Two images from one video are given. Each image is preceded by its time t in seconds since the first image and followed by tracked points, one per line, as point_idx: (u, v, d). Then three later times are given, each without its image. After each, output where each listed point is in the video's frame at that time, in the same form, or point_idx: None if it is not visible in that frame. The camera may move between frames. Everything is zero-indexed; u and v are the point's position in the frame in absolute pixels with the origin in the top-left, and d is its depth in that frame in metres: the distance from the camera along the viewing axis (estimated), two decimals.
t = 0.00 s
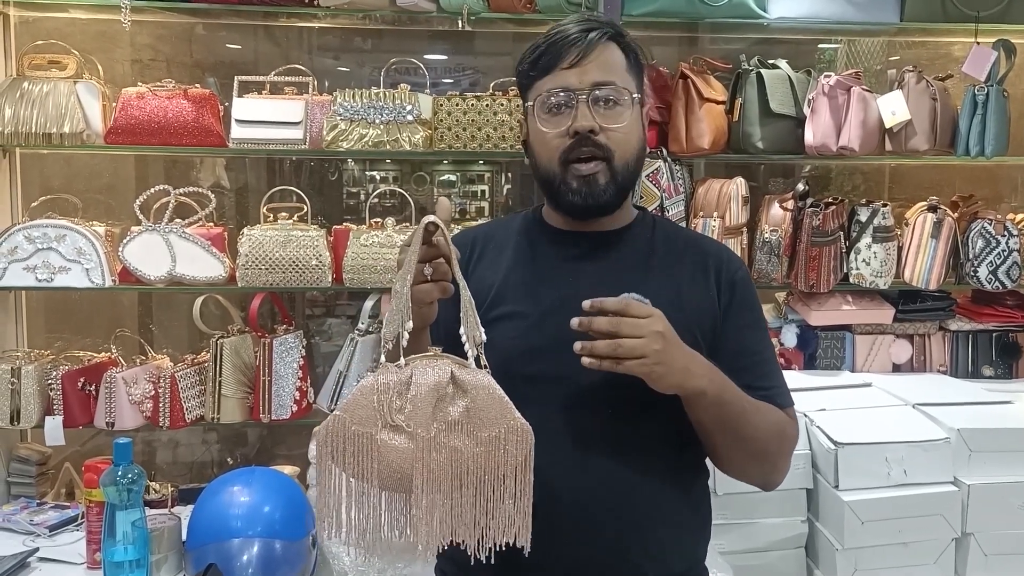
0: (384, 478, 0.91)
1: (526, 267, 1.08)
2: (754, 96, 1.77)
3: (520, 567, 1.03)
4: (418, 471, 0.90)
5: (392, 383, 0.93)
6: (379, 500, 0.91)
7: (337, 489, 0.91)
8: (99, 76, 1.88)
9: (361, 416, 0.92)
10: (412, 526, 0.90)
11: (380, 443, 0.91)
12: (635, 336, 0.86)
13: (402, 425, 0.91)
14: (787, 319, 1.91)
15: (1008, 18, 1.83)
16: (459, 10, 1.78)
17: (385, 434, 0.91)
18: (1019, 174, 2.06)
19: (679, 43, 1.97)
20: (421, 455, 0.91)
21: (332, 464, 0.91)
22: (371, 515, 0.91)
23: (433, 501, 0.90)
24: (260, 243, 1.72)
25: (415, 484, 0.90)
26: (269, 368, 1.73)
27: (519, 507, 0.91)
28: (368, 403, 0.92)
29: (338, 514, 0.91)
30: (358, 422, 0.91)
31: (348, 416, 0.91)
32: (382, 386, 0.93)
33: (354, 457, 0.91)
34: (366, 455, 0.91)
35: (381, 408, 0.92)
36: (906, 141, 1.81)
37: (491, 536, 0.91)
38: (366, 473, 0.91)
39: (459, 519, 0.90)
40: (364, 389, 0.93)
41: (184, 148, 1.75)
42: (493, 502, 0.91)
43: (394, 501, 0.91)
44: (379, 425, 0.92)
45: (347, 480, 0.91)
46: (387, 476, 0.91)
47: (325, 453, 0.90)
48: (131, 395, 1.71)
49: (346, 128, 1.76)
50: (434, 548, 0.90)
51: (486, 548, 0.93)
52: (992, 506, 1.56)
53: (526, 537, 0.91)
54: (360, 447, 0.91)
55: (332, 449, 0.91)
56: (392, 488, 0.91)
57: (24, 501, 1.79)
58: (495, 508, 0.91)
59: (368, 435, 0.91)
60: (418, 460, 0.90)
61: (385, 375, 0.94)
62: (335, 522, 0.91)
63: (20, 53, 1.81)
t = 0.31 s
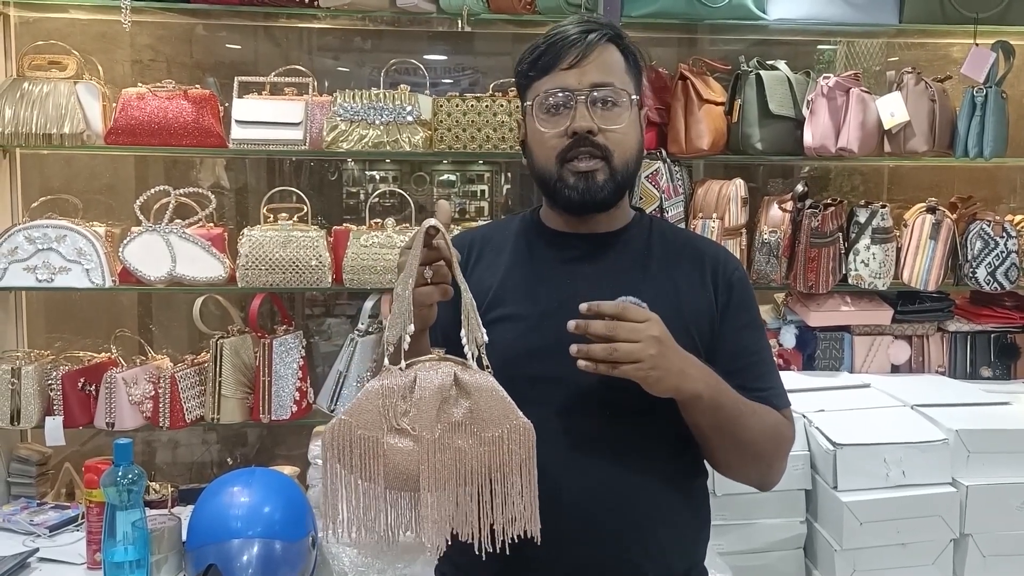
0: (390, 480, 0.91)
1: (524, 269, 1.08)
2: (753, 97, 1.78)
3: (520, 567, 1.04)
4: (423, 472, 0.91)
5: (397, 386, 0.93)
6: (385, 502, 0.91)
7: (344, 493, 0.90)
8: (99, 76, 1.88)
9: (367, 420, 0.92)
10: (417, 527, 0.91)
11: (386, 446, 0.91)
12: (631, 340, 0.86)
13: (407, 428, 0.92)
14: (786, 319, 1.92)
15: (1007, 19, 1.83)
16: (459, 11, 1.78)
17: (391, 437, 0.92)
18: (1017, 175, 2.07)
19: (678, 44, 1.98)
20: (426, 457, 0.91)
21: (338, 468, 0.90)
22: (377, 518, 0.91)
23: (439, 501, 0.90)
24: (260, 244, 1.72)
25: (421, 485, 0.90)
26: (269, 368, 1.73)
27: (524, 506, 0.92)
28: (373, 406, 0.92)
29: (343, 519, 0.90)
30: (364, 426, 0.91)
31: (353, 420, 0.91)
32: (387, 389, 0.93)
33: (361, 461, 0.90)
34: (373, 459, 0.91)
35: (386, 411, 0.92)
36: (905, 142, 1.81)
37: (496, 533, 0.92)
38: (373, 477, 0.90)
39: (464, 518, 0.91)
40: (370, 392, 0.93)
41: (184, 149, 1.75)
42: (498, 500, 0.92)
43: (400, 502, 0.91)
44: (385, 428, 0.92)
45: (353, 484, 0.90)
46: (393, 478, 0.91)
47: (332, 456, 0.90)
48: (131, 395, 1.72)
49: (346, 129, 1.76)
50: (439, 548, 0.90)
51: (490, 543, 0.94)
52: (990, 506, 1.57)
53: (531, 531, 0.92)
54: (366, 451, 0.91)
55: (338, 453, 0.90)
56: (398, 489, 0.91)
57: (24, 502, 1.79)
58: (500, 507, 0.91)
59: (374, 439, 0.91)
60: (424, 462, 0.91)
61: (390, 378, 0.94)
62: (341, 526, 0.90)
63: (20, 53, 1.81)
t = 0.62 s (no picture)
0: (387, 479, 0.91)
1: (524, 268, 1.08)
2: (753, 96, 1.77)
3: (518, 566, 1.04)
4: (420, 472, 0.90)
5: (395, 385, 0.93)
6: (382, 501, 0.91)
7: (340, 492, 0.90)
8: (98, 75, 1.88)
9: (364, 418, 0.92)
10: (414, 527, 0.90)
11: (383, 445, 0.91)
12: (637, 362, 0.85)
13: (404, 427, 0.91)
14: (785, 319, 1.92)
15: (1007, 18, 1.83)
16: (459, 10, 1.78)
17: (388, 436, 0.91)
18: (1017, 175, 2.06)
19: (678, 43, 1.97)
20: (423, 456, 0.90)
21: (335, 466, 0.90)
22: (374, 517, 0.91)
23: (435, 501, 0.90)
24: (259, 243, 1.72)
25: (418, 484, 0.90)
26: (268, 367, 1.73)
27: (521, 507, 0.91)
28: (370, 405, 0.92)
29: (340, 517, 0.90)
30: (361, 424, 0.91)
31: (351, 418, 0.91)
32: (385, 388, 0.93)
33: (358, 459, 0.90)
34: (370, 457, 0.90)
35: (383, 409, 0.92)
36: (905, 142, 1.81)
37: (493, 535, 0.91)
38: (370, 475, 0.90)
39: (460, 519, 0.91)
40: (367, 391, 0.93)
41: (183, 147, 1.75)
42: (495, 501, 0.91)
43: (397, 501, 0.91)
44: (382, 427, 0.92)
45: (350, 482, 0.90)
46: (389, 477, 0.91)
47: (329, 455, 0.90)
48: (129, 395, 1.72)
49: (345, 127, 1.76)
50: (436, 548, 0.90)
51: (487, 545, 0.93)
52: (990, 506, 1.56)
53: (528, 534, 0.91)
54: (363, 449, 0.91)
55: (335, 451, 0.90)
56: (394, 489, 0.91)
57: (22, 501, 1.78)
58: (497, 508, 0.91)
59: (371, 438, 0.91)
60: (421, 462, 0.90)
61: (388, 377, 0.94)
62: (338, 524, 0.90)
63: (18, 52, 1.81)
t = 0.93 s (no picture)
0: (374, 474, 0.91)
1: (522, 267, 1.08)
2: (752, 96, 1.77)
3: (518, 566, 1.04)
4: (406, 469, 0.90)
5: (385, 379, 0.93)
6: (368, 496, 0.92)
7: (327, 482, 0.92)
8: (98, 74, 1.88)
9: (353, 411, 0.93)
10: (399, 523, 0.91)
11: (370, 440, 0.92)
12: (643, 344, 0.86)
13: (392, 422, 0.92)
14: (785, 319, 1.92)
15: (1007, 19, 1.83)
16: (458, 9, 1.77)
17: (376, 431, 0.92)
18: (1017, 175, 2.06)
19: (678, 43, 1.98)
20: (409, 454, 0.91)
21: (323, 457, 0.92)
22: (359, 511, 0.92)
23: (421, 500, 0.90)
24: (259, 242, 1.72)
25: (404, 481, 0.90)
26: (267, 366, 1.73)
27: (509, 511, 0.90)
28: (360, 398, 0.93)
29: (326, 508, 0.92)
30: (350, 417, 0.93)
31: (340, 411, 0.93)
32: (375, 382, 0.93)
33: (344, 452, 0.92)
34: (357, 450, 0.92)
35: (372, 404, 0.93)
36: (904, 142, 1.81)
37: (479, 538, 0.90)
38: (356, 469, 0.92)
39: (446, 521, 0.90)
40: (357, 384, 0.94)
41: (182, 147, 1.75)
42: (482, 504, 0.91)
43: (383, 497, 0.92)
44: (370, 421, 0.92)
45: (337, 474, 0.92)
46: (376, 472, 0.91)
47: (317, 445, 0.92)
48: (129, 394, 1.72)
49: (344, 127, 1.76)
50: (423, 546, 0.90)
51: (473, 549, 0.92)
52: (989, 506, 1.57)
53: (515, 541, 0.90)
54: (350, 442, 0.92)
55: (323, 441, 0.92)
56: (380, 484, 0.91)
57: (22, 500, 1.78)
58: (485, 510, 0.90)
59: (358, 431, 0.92)
60: (407, 459, 0.90)
61: (379, 370, 0.94)
62: (326, 515, 0.92)
63: (18, 51, 1.81)
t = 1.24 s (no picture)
0: (377, 484, 0.91)
1: (519, 267, 1.08)
2: (752, 96, 1.78)
3: (517, 565, 1.04)
4: (409, 478, 0.90)
5: (386, 389, 0.93)
6: (371, 505, 0.92)
7: (331, 491, 0.92)
8: (98, 73, 1.88)
9: (355, 421, 0.92)
10: (402, 533, 0.91)
11: (372, 450, 0.91)
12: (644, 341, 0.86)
13: (394, 432, 0.91)
14: (785, 319, 1.92)
15: (1006, 20, 1.84)
16: (459, 9, 1.78)
17: (378, 441, 0.92)
18: (1016, 176, 2.07)
19: (678, 43, 1.98)
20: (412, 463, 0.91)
21: (326, 467, 0.92)
22: (362, 521, 0.92)
23: (424, 508, 0.90)
24: (259, 241, 1.72)
25: (406, 491, 0.90)
26: (267, 366, 1.73)
27: (513, 519, 0.91)
28: (361, 409, 0.93)
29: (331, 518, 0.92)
30: (352, 427, 0.92)
31: (342, 421, 0.92)
32: (376, 392, 0.93)
33: (347, 462, 0.92)
34: (360, 460, 0.91)
35: (374, 414, 0.92)
36: (904, 142, 1.81)
37: (483, 546, 0.91)
38: (359, 478, 0.91)
39: (449, 528, 0.91)
40: (358, 394, 0.94)
41: (183, 146, 1.75)
42: (485, 512, 0.91)
43: (386, 507, 0.91)
44: (372, 431, 0.92)
45: (340, 483, 0.92)
46: (378, 481, 0.91)
47: (320, 456, 0.92)
48: (129, 393, 1.72)
49: (344, 127, 1.76)
50: (425, 553, 0.91)
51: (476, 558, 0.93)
52: (988, 506, 1.57)
53: (518, 548, 0.91)
54: (353, 452, 0.92)
55: (326, 451, 0.92)
56: (383, 493, 0.91)
57: (22, 499, 1.79)
58: (488, 518, 0.91)
59: (360, 441, 0.92)
60: (409, 468, 0.90)
61: (380, 380, 0.94)
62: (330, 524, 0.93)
63: (19, 50, 1.81)
